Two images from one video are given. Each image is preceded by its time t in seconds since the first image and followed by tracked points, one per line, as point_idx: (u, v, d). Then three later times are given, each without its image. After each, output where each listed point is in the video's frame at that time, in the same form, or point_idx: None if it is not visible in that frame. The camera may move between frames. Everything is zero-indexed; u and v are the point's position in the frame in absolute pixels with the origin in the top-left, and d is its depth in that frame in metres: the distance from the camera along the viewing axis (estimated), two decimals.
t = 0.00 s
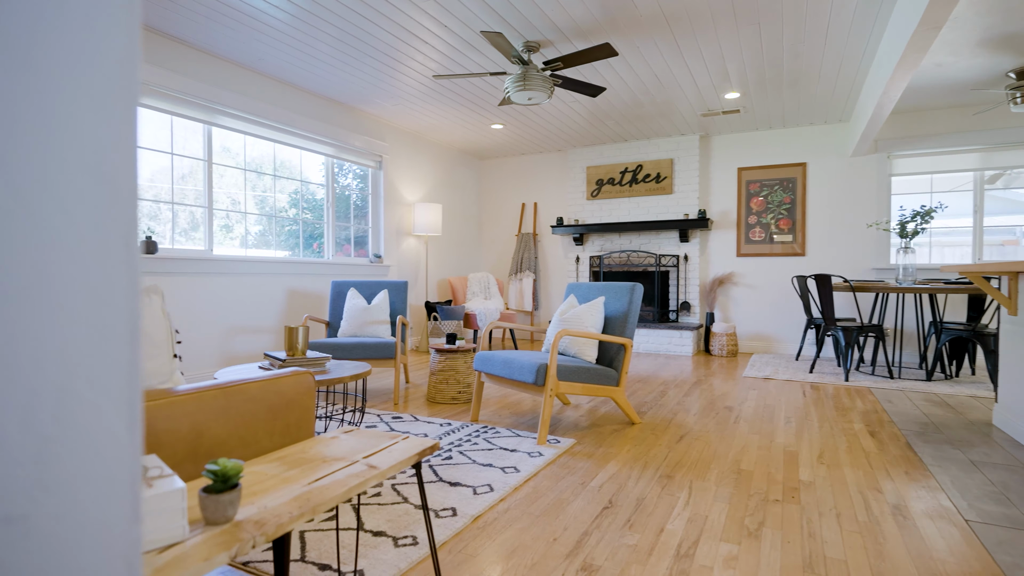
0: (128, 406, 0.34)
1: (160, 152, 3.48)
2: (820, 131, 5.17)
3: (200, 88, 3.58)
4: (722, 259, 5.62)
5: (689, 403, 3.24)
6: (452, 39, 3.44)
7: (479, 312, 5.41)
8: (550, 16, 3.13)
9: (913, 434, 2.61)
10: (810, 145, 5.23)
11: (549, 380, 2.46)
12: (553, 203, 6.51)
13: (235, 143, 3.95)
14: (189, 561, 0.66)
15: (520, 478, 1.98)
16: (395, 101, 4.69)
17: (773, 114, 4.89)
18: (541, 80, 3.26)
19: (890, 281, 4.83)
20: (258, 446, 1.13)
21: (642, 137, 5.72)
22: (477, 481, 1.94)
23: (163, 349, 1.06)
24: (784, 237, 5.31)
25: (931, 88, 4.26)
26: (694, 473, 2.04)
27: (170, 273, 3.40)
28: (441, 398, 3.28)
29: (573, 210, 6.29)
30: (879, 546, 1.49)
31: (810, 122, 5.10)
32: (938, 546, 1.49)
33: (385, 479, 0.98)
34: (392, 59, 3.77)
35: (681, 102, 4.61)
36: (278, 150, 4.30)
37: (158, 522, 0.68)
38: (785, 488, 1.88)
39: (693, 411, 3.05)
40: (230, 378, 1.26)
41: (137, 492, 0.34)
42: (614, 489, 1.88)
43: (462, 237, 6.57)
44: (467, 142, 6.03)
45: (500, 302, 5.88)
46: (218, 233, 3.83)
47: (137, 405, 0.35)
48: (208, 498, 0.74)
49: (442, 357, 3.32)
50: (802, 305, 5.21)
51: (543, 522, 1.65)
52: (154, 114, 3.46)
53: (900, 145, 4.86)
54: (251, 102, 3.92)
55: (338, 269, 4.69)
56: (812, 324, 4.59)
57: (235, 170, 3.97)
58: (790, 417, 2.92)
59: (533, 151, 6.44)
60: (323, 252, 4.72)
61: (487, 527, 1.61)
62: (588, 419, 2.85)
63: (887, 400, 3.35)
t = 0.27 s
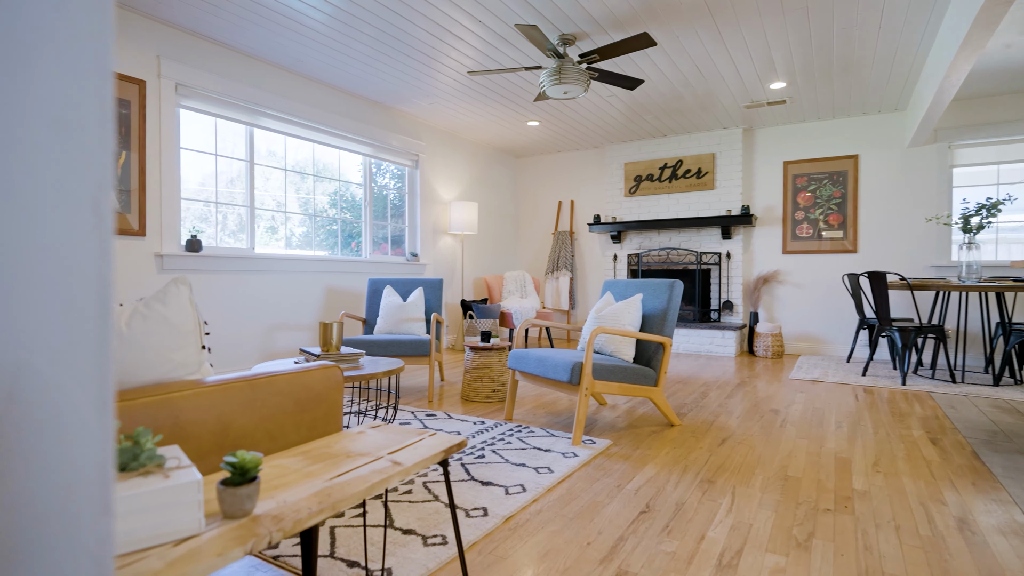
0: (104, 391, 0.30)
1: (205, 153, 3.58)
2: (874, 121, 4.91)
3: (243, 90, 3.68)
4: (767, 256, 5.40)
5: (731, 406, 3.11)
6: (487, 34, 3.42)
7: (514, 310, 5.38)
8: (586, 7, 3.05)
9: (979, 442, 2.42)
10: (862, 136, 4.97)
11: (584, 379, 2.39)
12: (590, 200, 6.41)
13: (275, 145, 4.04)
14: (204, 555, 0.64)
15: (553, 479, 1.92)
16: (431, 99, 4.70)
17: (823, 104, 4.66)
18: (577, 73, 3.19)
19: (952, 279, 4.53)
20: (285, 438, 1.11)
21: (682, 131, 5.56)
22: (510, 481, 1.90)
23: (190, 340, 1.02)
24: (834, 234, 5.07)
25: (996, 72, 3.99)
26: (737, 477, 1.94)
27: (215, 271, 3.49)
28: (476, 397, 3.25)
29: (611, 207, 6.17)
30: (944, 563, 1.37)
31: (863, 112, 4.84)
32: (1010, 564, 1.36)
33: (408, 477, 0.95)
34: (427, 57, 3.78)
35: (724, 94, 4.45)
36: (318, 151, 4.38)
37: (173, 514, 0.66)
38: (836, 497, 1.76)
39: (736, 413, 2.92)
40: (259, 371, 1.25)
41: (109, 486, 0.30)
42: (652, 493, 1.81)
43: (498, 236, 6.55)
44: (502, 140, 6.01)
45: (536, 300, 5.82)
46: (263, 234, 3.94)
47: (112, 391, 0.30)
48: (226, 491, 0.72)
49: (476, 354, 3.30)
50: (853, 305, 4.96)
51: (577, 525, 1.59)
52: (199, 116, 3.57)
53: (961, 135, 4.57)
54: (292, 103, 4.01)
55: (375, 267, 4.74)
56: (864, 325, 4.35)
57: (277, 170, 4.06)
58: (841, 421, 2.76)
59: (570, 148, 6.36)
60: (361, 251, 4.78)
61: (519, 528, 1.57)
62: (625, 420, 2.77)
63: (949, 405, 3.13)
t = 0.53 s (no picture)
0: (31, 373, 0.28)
1: (242, 154, 3.65)
2: (926, 111, 4.65)
3: (278, 91, 3.74)
4: (809, 254, 5.19)
5: (771, 408, 2.98)
6: (517, 29, 3.37)
7: (546, 309, 5.33)
8: None
9: None
10: (913, 127, 4.71)
11: (615, 379, 2.32)
12: (623, 197, 6.30)
13: (309, 145, 4.09)
14: (205, 552, 0.62)
15: (582, 481, 1.86)
16: (462, 97, 4.68)
17: (870, 93, 4.44)
18: (608, 66, 3.11)
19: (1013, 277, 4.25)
20: (303, 434, 1.09)
21: (719, 125, 5.40)
22: (537, 482, 1.84)
23: (207, 333, 1.01)
24: (882, 230, 4.83)
25: None
26: (777, 484, 1.84)
27: (252, 270, 3.55)
28: (505, 396, 3.21)
29: (645, 204, 6.04)
30: None
31: (913, 101, 4.60)
32: None
33: (424, 476, 0.91)
34: (459, 54, 3.76)
35: (763, 85, 4.29)
36: (350, 151, 4.42)
37: (175, 509, 0.64)
38: (888, 508, 1.64)
39: (777, 416, 2.79)
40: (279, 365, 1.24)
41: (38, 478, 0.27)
42: (686, 499, 1.72)
43: (530, 235, 6.51)
44: (534, 137, 5.95)
45: (569, 299, 5.74)
46: (300, 234, 4.01)
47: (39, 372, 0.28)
48: (231, 487, 0.69)
49: (506, 353, 3.25)
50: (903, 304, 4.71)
51: (606, 530, 1.52)
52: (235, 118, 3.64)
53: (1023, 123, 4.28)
54: (325, 103, 4.05)
55: (407, 266, 4.75)
56: (915, 326, 4.11)
57: (310, 170, 4.11)
58: (891, 427, 2.60)
59: (603, 144, 6.26)
60: (393, 250, 4.79)
61: (546, 531, 1.51)
62: (658, 421, 2.68)
63: (1011, 412, 2.92)
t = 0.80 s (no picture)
0: None
1: (272, 154, 3.69)
2: (977, 100, 4.41)
3: (307, 92, 3.77)
4: (850, 252, 4.98)
5: (808, 412, 2.85)
6: (544, 23, 3.31)
7: (574, 309, 5.26)
8: None
9: None
10: (962, 118, 4.47)
11: (643, 380, 2.24)
12: (654, 195, 6.17)
13: (337, 144, 4.12)
14: (198, 554, 0.59)
15: (608, 485, 1.79)
16: (489, 95, 4.65)
17: (915, 82, 4.23)
18: (636, 59, 3.02)
19: None
20: (316, 433, 1.06)
21: (753, 120, 5.23)
22: (561, 485, 1.79)
23: (218, 328, 0.99)
24: (928, 227, 4.60)
25: None
26: (815, 492, 1.74)
27: (281, 269, 3.59)
28: (531, 396, 3.16)
29: (676, 201, 5.91)
30: None
31: (962, 90, 4.36)
32: None
33: (435, 478, 0.87)
34: (486, 52, 3.74)
35: (799, 76, 4.13)
36: (378, 150, 4.44)
37: (170, 509, 0.62)
38: (937, 521, 1.53)
39: (815, 421, 2.67)
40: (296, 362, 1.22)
41: None
42: (716, 506, 1.64)
43: (559, 233, 6.44)
44: (562, 135, 5.89)
45: (597, 299, 5.65)
46: (330, 233, 4.05)
47: None
48: (230, 487, 0.66)
49: (532, 352, 3.20)
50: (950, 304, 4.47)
51: (632, 537, 1.46)
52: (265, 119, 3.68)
53: None
54: (354, 104, 4.07)
55: (434, 265, 4.75)
56: (964, 327, 3.90)
57: (338, 169, 4.13)
58: (940, 434, 2.45)
59: (632, 141, 6.14)
60: (421, 249, 4.80)
61: (568, 537, 1.45)
62: (688, 424, 2.59)
63: None
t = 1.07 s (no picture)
0: None
1: (299, 154, 3.73)
2: None
3: (333, 93, 3.79)
4: (889, 250, 4.77)
5: (845, 417, 2.72)
6: (569, 18, 3.25)
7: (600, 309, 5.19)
8: None
9: None
10: (1012, 109, 4.24)
11: (669, 382, 2.16)
12: (683, 192, 6.03)
13: (363, 144, 4.13)
14: (186, 564, 0.56)
15: (631, 491, 1.73)
16: (514, 93, 4.61)
17: (961, 72, 4.02)
18: (663, 52, 2.94)
19: None
20: (326, 434, 1.04)
21: (786, 114, 5.06)
22: (583, 490, 1.73)
23: (227, 326, 0.97)
24: (974, 224, 4.37)
25: None
26: (854, 503, 1.64)
27: (307, 269, 3.62)
28: (555, 397, 3.11)
29: (706, 199, 5.77)
30: None
31: (1013, 79, 4.13)
32: None
33: (444, 485, 0.83)
34: (511, 49, 3.70)
35: (835, 68, 3.97)
36: (403, 150, 4.44)
37: (161, 515, 0.59)
38: (988, 538, 1.42)
39: (852, 426, 2.54)
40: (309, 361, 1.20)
41: None
42: (746, 516, 1.56)
43: (585, 233, 6.36)
44: (588, 133, 5.80)
45: (624, 299, 5.55)
46: (356, 233, 4.07)
47: None
48: (225, 493, 0.64)
49: (556, 352, 3.15)
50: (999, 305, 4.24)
51: (656, 547, 1.40)
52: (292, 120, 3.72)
53: None
54: (379, 104, 4.08)
55: (458, 264, 4.73)
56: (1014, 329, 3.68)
57: (363, 169, 4.14)
58: (989, 443, 2.30)
59: (661, 138, 6.02)
60: (446, 248, 4.79)
61: (589, 545, 1.40)
62: (717, 428, 2.50)
63: None
